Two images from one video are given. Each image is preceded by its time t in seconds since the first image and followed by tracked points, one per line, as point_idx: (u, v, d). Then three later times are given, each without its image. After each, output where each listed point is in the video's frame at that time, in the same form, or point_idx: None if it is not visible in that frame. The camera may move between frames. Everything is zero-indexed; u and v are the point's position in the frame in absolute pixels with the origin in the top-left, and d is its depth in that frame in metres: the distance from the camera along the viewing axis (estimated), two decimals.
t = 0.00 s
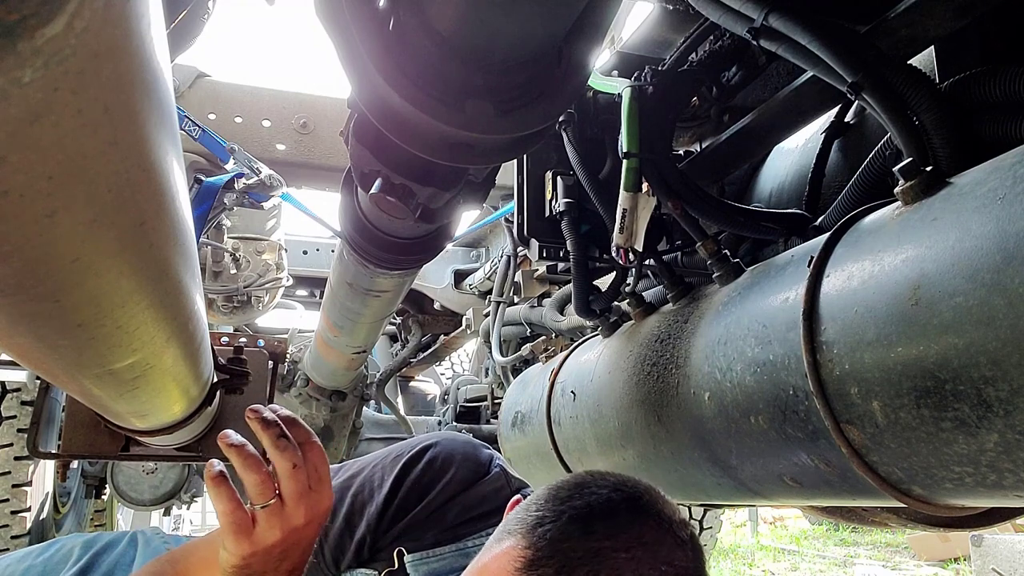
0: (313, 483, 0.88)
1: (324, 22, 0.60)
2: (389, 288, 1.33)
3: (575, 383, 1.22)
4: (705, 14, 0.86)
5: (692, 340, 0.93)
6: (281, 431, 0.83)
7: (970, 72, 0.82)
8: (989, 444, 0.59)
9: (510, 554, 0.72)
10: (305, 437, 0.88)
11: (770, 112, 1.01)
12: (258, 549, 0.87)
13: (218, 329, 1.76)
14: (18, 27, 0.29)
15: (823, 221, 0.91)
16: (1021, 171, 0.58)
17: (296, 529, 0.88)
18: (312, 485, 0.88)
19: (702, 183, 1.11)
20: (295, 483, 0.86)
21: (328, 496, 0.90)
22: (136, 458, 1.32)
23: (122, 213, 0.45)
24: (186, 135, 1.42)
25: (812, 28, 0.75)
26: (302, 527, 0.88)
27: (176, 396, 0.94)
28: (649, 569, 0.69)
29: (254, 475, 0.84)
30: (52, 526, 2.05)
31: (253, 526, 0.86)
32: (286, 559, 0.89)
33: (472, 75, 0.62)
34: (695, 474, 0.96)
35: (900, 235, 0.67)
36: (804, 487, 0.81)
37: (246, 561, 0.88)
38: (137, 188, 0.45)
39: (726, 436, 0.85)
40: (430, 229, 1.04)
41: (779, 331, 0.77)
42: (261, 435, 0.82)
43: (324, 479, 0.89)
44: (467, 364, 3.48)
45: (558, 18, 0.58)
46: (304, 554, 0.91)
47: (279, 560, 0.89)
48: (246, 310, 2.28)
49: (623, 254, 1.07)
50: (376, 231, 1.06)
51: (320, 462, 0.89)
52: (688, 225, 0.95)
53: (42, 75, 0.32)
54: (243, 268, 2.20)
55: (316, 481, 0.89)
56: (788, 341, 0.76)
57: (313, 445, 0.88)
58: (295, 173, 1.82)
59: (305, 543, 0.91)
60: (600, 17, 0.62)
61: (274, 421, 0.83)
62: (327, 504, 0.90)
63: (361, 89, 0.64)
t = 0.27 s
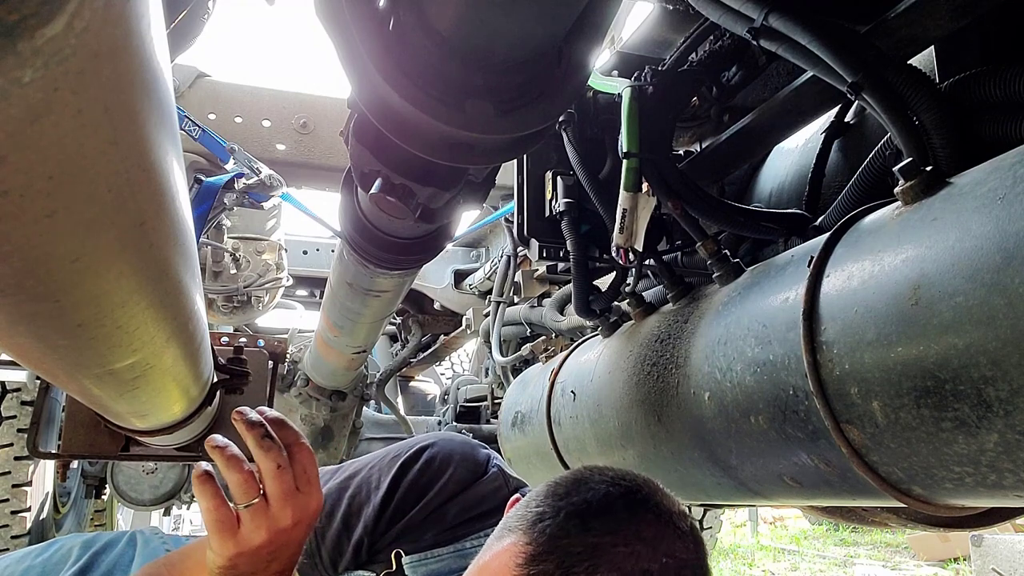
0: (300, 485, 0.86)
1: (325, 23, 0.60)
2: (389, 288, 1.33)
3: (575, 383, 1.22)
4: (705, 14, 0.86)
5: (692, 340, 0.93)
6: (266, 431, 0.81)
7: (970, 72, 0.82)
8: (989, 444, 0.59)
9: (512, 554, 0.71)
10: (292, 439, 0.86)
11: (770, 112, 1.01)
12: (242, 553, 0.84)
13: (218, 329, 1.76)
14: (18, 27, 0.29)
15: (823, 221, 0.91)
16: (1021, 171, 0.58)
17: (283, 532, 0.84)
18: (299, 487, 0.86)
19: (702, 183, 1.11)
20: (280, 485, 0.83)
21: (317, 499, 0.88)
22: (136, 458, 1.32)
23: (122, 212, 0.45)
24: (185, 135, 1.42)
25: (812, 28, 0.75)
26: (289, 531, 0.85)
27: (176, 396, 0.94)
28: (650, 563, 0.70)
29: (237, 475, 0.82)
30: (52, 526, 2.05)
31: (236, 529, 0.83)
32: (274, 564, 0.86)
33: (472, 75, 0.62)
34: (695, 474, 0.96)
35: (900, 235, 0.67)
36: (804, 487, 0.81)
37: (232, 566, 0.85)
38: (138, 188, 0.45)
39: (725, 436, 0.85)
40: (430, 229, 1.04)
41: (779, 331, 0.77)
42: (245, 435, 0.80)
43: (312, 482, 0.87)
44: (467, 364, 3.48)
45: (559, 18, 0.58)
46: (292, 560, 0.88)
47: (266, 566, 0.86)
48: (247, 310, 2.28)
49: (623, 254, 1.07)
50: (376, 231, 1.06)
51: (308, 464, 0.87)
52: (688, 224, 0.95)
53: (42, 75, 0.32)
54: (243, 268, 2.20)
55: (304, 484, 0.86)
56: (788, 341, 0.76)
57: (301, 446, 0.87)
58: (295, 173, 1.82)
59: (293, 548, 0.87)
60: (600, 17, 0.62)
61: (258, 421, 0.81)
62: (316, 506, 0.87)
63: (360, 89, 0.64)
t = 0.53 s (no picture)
0: (320, 488, 0.85)
1: (325, 23, 0.60)
2: (390, 288, 1.33)
3: (575, 383, 1.22)
4: (705, 14, 0.86)
5: (693, 340, 0.93)
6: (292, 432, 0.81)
7: (970, 72, 0.82)
8: (989, 444, 0.59)
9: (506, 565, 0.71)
10: (315, 443, 0.85)
11: (770, 112, 1.01)
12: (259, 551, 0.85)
13: (218, 329, 1.76)
14: (18, 26, 0.29)
15: (823, 221, 0.91)
16: (1021, 171, 0.58)
17: (300, 532, 0.85)
18: (320, 490, 0.85)
19: (702, 183, 1.10)
20: (300, 486, 0.83)
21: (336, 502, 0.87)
22: (136, 458, 1.32)
23: (121, 212, 0.45)
24: (185, 135, 1.42)
25: (812, 27, 0.75)
26: (307, 531, 0.86)
27: (176, 396, 0.94)
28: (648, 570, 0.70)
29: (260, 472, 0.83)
30: (52, 527, 2.05)
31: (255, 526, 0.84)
32: (288, 561, 0.87)
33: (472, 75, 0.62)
34: (695, 474, 0.96)
35: (901, 235, 0.67)
36: (804, 487, 0.81)
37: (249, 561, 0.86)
38: (137, 188, 0.45)
39: (725, 436, 0.85)
40: (430, 229, 1.04)
41: (779, 331, 0.77)
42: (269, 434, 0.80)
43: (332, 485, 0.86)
44: (467, 364, 3.48)
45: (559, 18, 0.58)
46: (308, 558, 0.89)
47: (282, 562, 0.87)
48: (246, 310, 2.28)
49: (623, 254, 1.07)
50: (376, 231, 1.06)
51: (331, 467, 0.85)
52: (688, 224, 0.95)
53: (42, 75, 0.32)
54: (243, 268, 2.20)
55: (324, 487, 0.85)
56: (788, 341, 0.76)
57: (324, 450, 0.85)
58: (295, 173, 1.82)
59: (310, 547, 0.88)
60: (600, 16, 0.62)
61: (283, 423, 0.80)
62: (334, 509, 0.87)
63: (360, 89, 0.64)
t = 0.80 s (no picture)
0: (326, 486, 0.85)
1: (325, 23, 0.60)
2: (390, 288, 1.33)
3: (575, 382, 1.22)
4: (705, 14, 0.86)
5: (693, 340, 0.93)
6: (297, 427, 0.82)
7: (970, 72, 0.82)
8: (989, 444, 0.59)
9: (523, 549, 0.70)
10: (321, 439, 0.86)
11: (770, 112, 1.01)
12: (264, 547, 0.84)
13: (218, 329, 1.76)
14: (18, 26, 0.29)
15: (823, 221, 0.91)
16: (1021, 171, 0.58)
17: (306, 529, 0.84)
18: (326, 487, 0.85)
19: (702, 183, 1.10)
20: (307, 482, 0.83)
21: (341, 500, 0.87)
22: (136, 458, 1.32)
23: (121, 212, 0.45)
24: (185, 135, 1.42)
25: (812, 27, 0.75)
26: (313, 529, 0.86)
27: (176, 396, 0.94)
28: (662, 563, 0.68)
29: (265, 469, 0.82)
30: (52, 527, 2.05)
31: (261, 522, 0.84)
32: (293, 560, 0.87)
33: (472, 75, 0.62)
34: (695, 474, 0.96)
35: (900, 235, 0.67)
36: (804, 487, 0.81)
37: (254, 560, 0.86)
38: (137, 188, 0.45)
39: (725, 436, 0.85)
40: (431, 229, 1.04)
41: (779, 331, 0.77)
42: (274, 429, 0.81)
43: (339, 482, 0.86)
44: (467, 364, 3.48)
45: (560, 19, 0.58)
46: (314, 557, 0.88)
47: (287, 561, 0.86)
48: (246, 310, 2.28)
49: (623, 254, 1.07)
50: (376, 231, 1.06)
51: (336, 464, 0.86)
52: (688, 224, 0.95)
53: (42, 75, 0.32)
54: (243, 268, 2.20)
55: (331, 485, 0.86)
56: (788, 341, 0.76)
57: (329, 446, 0.86)
58: (295, 173, 1.82)
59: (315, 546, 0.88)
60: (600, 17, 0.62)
61: (288, 418, 0.81)
62: (339, 508, 0.87)
63: (360, 89, 0.64)
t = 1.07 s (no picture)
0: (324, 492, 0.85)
1: (325, 24, 0.60)
2: (389, 288, 1.33)
3: (575, 383, 1.22)
4: (705, 14, 0.86)
5: (693, 340, 0.93)
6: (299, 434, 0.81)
7: (970, 72, 0.82)
8: (989, 444, 0.59)
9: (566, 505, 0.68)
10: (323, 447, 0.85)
11: (770, 112, 1.01)
12: (260, 553, 0.85)
13: (218, 329, 1.76)
14: (18, 26, 0.29)
15: (823, 221, 0.91)
16: (1021, 171, 0.58)
17: (303, 535, 0.84)
18: (323, 494, 0.84)
19: (702, 183, 1.10)
20: (305, 489, 0.83)
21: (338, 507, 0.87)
22: (136, 458, 1.32)
23: (121, 213, 0.45)
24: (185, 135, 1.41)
25: (812, 27, 0.75)
26: (309, 535, 0.86)
27: (176, 396, 0.94)
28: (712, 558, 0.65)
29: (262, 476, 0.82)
30: (52, 527, 2.05)
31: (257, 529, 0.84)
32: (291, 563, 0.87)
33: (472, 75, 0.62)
34: (695, 474, 0.96)
35: (901, 234, 0.67)
36: (804, 487, 0.81)
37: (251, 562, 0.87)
38: (138, 189, 0.45)
39: (725, 436, 0.85)
40: (431, 229, 1.04)
41: (779, 331, 0.77)
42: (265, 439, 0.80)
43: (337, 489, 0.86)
44: (467, 364, 3.48)
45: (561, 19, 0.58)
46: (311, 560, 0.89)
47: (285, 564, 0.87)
48: (246, 310, 2.27)
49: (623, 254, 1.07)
50: (376, 231, 1.06)
51: (337, 471, 0.85)
52: (687, 224, 0.95)
53: (42, 76, 0.33)
54: (243, 268, 2.20)
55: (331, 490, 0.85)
56: (788, 341, 0.76)
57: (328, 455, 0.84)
58: (295, 173, 1.82)
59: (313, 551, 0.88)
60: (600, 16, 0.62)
61: (288, 424, 0.80)
62: (336, 514, 0.87)
63: (360, 90, 0.64)
